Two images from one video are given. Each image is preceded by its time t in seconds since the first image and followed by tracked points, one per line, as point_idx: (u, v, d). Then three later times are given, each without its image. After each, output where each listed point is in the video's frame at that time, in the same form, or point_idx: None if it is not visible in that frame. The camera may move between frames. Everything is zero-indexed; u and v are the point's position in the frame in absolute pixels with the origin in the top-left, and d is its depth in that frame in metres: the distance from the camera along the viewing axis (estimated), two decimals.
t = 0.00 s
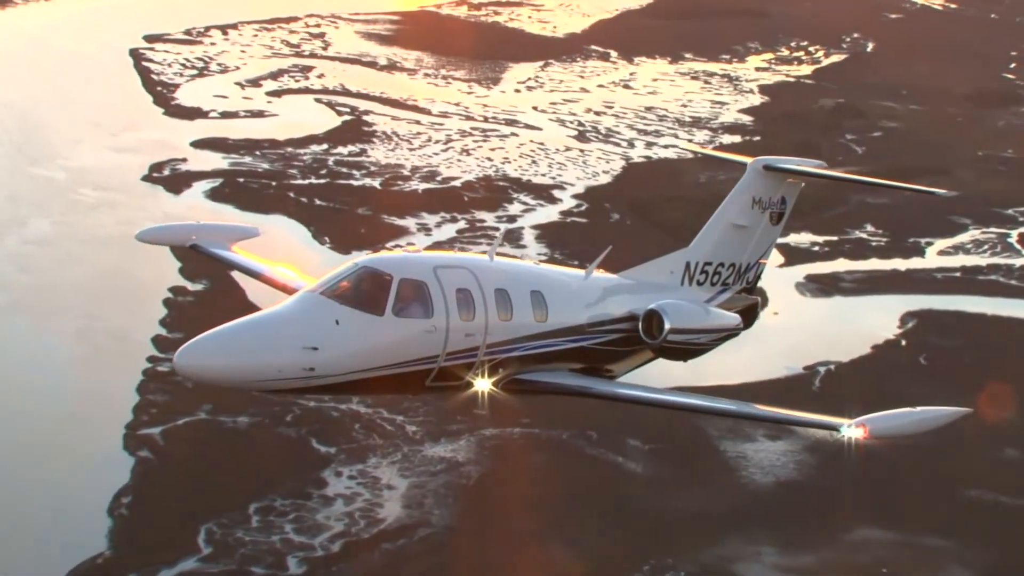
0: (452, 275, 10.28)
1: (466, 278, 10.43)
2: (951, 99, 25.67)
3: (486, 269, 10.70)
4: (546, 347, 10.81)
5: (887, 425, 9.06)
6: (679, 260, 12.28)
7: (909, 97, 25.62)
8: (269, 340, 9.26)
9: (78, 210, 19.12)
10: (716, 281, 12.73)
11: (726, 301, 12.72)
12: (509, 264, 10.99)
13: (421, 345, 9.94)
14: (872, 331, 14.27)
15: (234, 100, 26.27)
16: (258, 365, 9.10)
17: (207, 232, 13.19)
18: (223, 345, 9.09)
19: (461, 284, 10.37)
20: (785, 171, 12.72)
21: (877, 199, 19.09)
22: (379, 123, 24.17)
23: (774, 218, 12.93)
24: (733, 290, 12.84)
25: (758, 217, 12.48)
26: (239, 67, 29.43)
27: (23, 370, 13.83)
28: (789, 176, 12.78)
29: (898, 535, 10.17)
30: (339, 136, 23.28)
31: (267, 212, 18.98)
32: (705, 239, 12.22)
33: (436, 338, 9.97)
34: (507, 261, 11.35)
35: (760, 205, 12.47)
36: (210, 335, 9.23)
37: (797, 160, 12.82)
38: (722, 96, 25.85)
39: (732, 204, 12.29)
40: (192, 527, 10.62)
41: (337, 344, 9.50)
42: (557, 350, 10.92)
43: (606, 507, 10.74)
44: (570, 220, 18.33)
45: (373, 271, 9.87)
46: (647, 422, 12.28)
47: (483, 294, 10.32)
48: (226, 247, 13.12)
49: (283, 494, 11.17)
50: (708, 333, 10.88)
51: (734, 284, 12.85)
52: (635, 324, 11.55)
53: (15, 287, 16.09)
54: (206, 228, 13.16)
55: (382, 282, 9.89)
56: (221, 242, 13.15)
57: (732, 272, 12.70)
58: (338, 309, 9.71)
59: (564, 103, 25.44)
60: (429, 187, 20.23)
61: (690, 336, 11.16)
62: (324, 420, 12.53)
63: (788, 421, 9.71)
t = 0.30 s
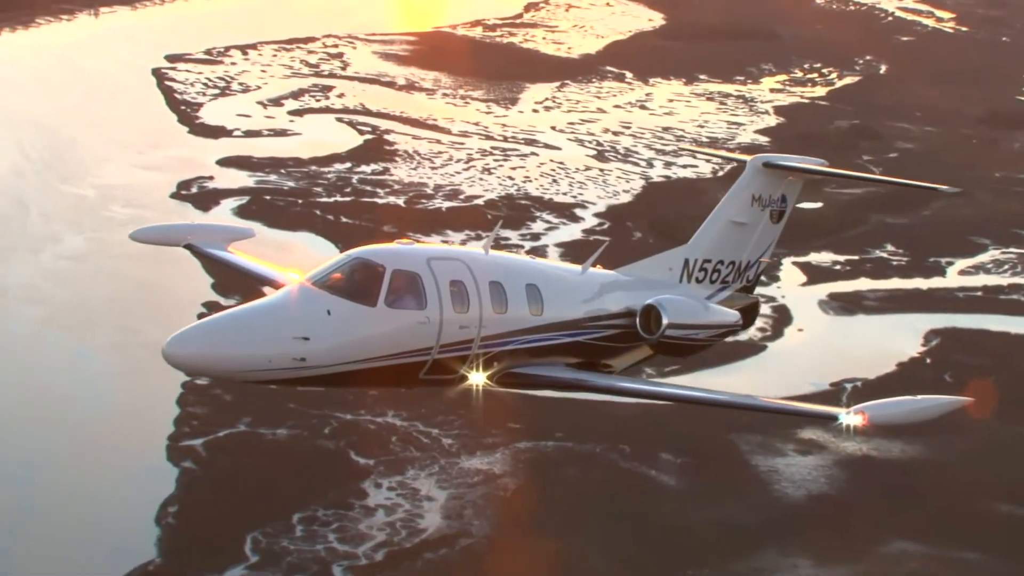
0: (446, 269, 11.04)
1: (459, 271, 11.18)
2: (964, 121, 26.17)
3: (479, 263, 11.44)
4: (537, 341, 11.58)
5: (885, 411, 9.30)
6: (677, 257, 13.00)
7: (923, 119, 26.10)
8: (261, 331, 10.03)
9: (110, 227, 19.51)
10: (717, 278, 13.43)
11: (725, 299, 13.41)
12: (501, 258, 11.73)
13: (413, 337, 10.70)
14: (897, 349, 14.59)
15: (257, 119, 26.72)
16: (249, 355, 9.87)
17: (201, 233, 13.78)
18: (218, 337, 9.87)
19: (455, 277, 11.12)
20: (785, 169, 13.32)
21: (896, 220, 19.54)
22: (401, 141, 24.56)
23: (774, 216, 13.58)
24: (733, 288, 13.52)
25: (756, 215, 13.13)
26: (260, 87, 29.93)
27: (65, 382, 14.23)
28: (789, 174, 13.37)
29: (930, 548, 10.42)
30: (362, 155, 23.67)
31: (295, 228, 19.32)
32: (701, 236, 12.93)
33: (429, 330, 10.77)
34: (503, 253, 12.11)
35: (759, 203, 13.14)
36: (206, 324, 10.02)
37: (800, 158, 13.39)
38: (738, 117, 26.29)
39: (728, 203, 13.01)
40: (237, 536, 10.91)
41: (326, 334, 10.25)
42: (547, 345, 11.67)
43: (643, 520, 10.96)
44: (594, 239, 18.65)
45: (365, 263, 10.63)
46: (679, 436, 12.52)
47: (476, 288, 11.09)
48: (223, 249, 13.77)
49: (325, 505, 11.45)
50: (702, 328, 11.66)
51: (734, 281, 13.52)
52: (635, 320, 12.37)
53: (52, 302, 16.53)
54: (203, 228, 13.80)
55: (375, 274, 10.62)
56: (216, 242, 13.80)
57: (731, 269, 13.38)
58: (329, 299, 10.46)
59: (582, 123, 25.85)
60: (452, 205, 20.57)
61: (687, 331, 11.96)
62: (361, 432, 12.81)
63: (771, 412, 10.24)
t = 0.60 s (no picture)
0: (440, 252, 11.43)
1: (453, 256, 11.59)
2: (978, 142, 26.58)
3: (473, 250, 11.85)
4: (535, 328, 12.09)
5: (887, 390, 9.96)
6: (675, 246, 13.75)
7: (937, 139, 26.51)
8: (254, 315, 10.27)
9: (143, 243, 19.93)
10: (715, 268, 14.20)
11: (723, 287, 14.13)
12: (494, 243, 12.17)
13: (407, 322, 11.06)
14: (923, 367, 14.88)
15: (281, 138, 27.21)
16: (243, 338, 10.08)
17: (194, 228, 14.55)
18: (209, 319, 10.07)
19: (449, 263, 11.51)
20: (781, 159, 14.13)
21: (915, 240, 19.90)
22: (423, 160, 24.96)
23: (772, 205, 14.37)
24: (733, 277, 14.26)
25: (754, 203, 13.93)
26: (282, 106, 30.48)
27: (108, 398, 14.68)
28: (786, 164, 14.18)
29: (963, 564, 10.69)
30: (386, 174, 24.08)
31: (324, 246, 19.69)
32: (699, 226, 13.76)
33: (423, 315, 11.14)
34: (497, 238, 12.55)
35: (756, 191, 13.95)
36: (198, 309, 10.24)
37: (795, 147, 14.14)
38: (754, 138, 26.74)
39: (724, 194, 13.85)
40: (283, 547, 11.21)
41: (319, 319, 10.54)
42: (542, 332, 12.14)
43: (681, 533, 11.23)
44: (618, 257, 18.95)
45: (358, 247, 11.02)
46: (712, 452, 12.78)
47: (471, 274, 11.51)
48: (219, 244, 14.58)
49: (367, 517, 11.72)
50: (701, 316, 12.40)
51: (733, 271, 14.28)
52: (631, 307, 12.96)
53: (91, 319, 17.01)
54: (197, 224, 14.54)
55: (369, 260, 10.98)
56: (211, 237, 14.60)
57: (730, 258, 14.16)
58: (321, 284, 10.81)
59: (601, 143, 26.27)
60: (477, 225, 20.93)
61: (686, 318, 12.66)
62: (400, 446, 13.10)
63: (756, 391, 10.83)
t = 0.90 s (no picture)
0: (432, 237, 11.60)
1: (446, 241, 11.75)
2: (994, 162, 26.87)
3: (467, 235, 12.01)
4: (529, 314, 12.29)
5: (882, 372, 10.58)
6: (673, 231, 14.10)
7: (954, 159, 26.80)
8: (244, 299, 10.45)
9: (177, 259, 20.30)
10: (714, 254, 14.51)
11: (722, 273, 14.45)
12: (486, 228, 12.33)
13: (400, 307, 11.21)
14: (950, 385, 15.14)
15: (306, 156, 27.62)
16: (233, 323, 10.25)
17: (185, 220, 15.14)
18: (201, 303, 10.27)
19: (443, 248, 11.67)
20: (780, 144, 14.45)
21: (937, 259, 20.16)
22: (447, 178, 25.33)
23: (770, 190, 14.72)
24: (732, 263, 14.54)
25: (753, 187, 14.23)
26: (307, 124, 31.08)
27: (148, 412, 15.01)
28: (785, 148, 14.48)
29: None
30: (412, 191, 24.45)
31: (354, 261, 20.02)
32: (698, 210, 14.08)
33: (416, 300, 11.31)
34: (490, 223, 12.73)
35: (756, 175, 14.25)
36: (190, 293, 10.44)
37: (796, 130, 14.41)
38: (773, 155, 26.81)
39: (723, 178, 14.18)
40: (329, 561, 11.48)
41: (310, 304, 10.70)
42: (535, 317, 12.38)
43: (720, 549, 11.44)
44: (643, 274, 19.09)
45: (351, 231, 11.16)
46: (746, 467, 12.97)
47: (466, 260, 11.71)
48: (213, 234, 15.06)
49: (410, 530, 11.97)
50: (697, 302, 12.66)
51: (733, 257, 14.54)
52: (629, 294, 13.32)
53: (128, 334, 17.40)
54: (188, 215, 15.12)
55: (361, 244, 11.13)
56: (203, 227, 15.12)
57: (729, 244, 14.44)
58: (313, 269, 10.97)
59: (622, 161, 26.62)
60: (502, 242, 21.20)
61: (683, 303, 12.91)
62: (438, 460, 13.36)
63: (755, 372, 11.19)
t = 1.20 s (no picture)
0: (428, 227, 12.01)
1: (442, 231, 12.14)
2: (1015, 182, 27.10)
3: (463, 226, 12.41)
4: (523, 303, 12.73)
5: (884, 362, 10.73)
6: (674, 223, 14.98)
7: (974, 179, 27.05)
8: (240, 285, 10.81)
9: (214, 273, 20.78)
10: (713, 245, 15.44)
11: (721, 264, 15.36)
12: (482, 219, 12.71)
13: (395, 299, 11.60)
14: (979, 402, 15.43)
15: (333, 172, 28.20)
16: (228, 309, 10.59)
17: (183, 210, 15.87)
18: (202, 289, 10.64)
19: (439, 239, 12.08)
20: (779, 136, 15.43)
21: (961, 277, 20.41)
22: (473, 195, 25.70)
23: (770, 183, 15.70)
24: (730, 254, 15.46)
25: (752, 177, 15.18)
26: (332, 141, 31.98)
27: (193, 423, 15.47)
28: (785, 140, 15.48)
29: None
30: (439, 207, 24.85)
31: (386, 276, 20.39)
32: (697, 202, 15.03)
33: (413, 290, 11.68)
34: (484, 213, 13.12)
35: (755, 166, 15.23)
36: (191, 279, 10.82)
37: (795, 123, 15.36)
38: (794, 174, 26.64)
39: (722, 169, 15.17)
40: (378, 569, 11.82)
41: (305, 294, 11.03)
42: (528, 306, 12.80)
43: (761, 559, 11.68)
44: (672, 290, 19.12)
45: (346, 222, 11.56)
46: (782, 480, 13.21)
47: (463, 250, 12.13)
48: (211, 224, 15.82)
49: (455, 539, 12.27)
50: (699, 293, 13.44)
51: (730, 248, 15.46)
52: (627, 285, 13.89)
53: (169, 347, 17.93)
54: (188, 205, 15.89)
55: (357, 235, 11.51)
56: (201, 219, 15.85)
57: (726, 234, 15.37)
58: (309, 260, 11.34)
59: (645, 179, 26.98)
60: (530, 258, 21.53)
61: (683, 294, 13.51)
62: (479, 471, 13.67)
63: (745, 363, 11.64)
